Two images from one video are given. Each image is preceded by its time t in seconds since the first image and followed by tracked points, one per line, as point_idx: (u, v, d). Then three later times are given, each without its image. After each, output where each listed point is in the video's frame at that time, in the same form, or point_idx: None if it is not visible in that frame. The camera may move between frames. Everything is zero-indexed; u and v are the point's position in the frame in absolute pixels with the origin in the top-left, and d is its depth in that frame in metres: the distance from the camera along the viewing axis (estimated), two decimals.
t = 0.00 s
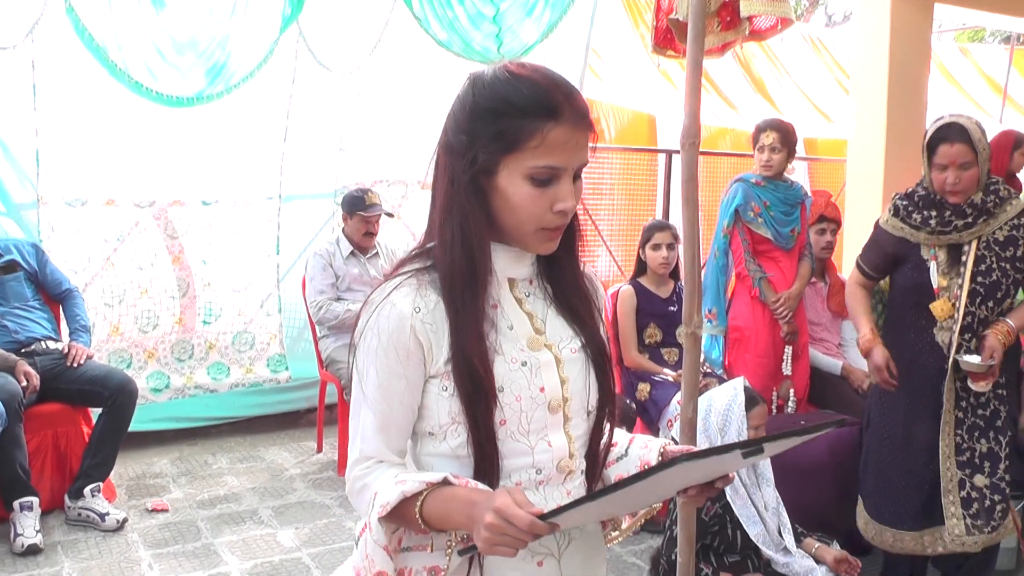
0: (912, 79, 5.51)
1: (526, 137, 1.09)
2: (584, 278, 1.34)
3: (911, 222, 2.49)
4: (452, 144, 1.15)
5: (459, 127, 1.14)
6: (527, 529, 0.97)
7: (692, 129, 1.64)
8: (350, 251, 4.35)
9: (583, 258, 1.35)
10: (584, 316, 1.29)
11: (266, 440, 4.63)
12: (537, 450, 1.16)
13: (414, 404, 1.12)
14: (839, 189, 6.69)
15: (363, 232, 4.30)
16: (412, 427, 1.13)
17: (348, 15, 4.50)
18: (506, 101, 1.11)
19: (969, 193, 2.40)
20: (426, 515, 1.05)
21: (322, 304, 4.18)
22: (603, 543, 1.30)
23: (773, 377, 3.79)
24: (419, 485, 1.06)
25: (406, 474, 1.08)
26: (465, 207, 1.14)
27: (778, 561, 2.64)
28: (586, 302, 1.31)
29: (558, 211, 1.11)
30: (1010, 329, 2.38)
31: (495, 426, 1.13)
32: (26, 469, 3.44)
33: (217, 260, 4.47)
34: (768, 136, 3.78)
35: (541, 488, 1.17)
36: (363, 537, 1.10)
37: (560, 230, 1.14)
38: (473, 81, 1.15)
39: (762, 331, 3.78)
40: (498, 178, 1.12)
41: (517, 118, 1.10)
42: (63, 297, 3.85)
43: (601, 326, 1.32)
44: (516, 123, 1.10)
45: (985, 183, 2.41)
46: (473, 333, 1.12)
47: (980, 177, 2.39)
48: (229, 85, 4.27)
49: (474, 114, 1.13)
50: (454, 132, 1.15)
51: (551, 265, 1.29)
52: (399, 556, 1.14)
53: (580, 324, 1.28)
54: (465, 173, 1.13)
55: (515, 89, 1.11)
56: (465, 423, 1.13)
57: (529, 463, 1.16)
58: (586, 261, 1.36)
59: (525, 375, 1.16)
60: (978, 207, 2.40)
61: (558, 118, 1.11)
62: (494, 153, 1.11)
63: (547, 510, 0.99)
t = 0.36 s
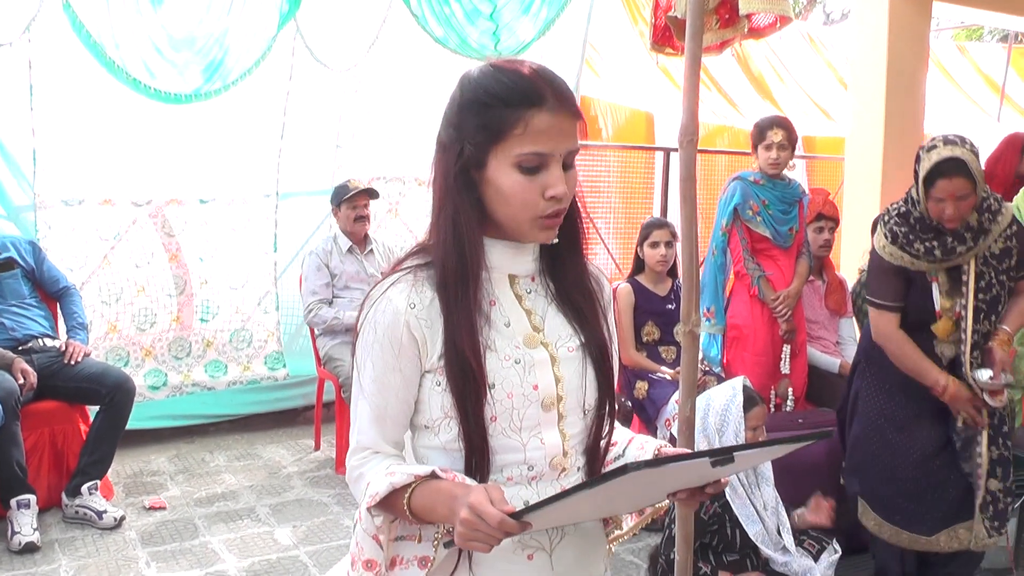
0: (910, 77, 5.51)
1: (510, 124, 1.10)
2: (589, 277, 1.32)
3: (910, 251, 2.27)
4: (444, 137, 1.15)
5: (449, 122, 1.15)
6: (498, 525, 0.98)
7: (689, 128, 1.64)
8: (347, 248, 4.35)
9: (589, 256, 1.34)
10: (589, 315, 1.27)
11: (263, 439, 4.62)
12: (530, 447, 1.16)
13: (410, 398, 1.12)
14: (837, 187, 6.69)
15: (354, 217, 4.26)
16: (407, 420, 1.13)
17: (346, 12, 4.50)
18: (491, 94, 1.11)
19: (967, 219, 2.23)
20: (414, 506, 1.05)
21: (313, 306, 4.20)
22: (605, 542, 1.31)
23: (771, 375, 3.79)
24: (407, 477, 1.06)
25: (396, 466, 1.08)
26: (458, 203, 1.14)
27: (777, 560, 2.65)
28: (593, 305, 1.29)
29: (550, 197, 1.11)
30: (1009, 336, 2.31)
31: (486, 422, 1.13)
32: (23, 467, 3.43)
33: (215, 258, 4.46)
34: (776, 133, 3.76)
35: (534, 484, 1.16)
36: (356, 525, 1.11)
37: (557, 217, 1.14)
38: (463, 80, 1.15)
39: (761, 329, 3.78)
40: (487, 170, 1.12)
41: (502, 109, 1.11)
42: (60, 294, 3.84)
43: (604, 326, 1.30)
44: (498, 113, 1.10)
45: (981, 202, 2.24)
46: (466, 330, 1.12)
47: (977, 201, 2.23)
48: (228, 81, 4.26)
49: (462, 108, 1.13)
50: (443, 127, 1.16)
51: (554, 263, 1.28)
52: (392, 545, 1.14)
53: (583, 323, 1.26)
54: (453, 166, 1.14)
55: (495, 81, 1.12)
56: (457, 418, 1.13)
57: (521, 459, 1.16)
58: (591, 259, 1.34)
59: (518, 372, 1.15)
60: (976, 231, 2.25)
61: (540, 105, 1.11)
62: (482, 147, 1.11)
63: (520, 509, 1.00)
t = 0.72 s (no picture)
0: (909, 78, 5.51)
1: (520, 118, 1.10)
2: (565, 268, 1.31)
3: (926, 353, 1.88)
4: (441, 139, 1.12)
5: (451, 124, 1.12)
6: (502, 524, 0.98)
7: (688, 129, 1.63)
8: (343, 247, 4.34)
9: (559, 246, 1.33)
10: (572, 307, 1.27)
11: (261, 439, 4.61)
12: (522, 444, 1.16)
13: (401, 400, 1.11)
14: (836, 189, 6.70)
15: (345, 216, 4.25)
16: (398, 422, 1.13)
17: (344, 12, 4.50)
18: (495, 91, 1.10)
19: (997, 332, 1.82)
20: (410, 509, 1.05)
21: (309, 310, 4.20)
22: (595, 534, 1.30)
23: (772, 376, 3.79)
24: (403, 481, 1.05)
25: (391, 470, 1.08)
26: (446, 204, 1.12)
27: (775, 563, 2.62)
28: (572, 294, 1.28)
29: (559, 183, 1.12)
30: None
31: (480, 422, 1.12)
32: (20, 467, 3.43)
33: (213, 258, 4.46)
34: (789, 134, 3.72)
35: (527, 482, 1.16)
36: (351, 530, 1.10)
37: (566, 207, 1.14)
38: (445, 86, 1.13)
39: (760, 330, 3.78)
40: (498, 166, 1.11)
41: (502, 104, 1.10)
42: (58, 294, 3.84)
43: (586, 313, 1.30)
44: (502, 110, 1.10)
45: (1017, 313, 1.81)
46: (458, 330, 1.11)
47: (1012, 313, 1.81)
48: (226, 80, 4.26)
49: (460, 113, 1.11)
50: (439, 132, 1.13)
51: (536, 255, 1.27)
52: (387, 548, 1.14)
53: (569, 316, 1.26)
54: (457, 165, 1.12)
55: (495, 79, 1.11)
56: (450, 419, 1.13)
57: (514, 456, 1.16)
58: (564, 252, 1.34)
59: (509, 370, 1.15)
60: (1005, 341, 1.83)
61: (542, 98, 1.12)
62: (490, 143, 1.10)
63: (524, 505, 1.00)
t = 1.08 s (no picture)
0: (909, 75, 5.50)
1: (515, 121, 1.10)
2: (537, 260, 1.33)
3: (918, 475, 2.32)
4: (435, 130, 1.11)
5: (449, 117, 1.10)
6: (520, 518, 0.97)
7: (688, 125, 1.62)
8: (342, 241, 4.34)
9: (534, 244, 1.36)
10: (545, 299, 1.30)
11: (259, 433, 4.61)
12: (512, 438, 1.17)
13: (390, 400, 1.09)
14: (835, 185, 6.70)
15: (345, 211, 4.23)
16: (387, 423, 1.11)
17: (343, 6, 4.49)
18: (495, 88, 1.10)
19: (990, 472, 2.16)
20: (411, 509, 1.04)
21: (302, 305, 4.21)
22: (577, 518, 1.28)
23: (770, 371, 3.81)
24: (402, 481, 1.05)
25: (387, 471, 1.07)
26: (437, 202, 1.11)
27: (773, 560, 2.62)
28: (547, 288, 1.32)
29: (543, 190, 1.12)
30: None
31: (471, 418, 1.13)
32: (17, 461, 3.42)
33: (212, 252, 4.45)
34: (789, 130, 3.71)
35: (516, 475, 1.17)
36: (346, 536, 1.07)
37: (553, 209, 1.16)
38: (444, 76, 1.12)
39: (759, 326, 3.78)
40: (487, 164, 1.11)
41: (502, 103, 1.10)
42: (56, 287, 3.83)
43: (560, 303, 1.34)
44: (502, 110, 1.10)
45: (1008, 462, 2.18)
46: (452, 327, 1.11)
47: (1007, 459, 2.15)
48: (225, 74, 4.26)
49: (459, 106, 1.10)
50: (440, 121, 1.10)
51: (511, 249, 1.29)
52: (382, 552, 1.12)
53: (544, 307, 1.28)
54: (449, 161, 1.11)
55: (496, 77, 1.11)
56: (441, 417, 1.12)
57: (504, 451, 1.16)
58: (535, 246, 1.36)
59: (497, 364, 1.16)
60: (999, 480, 2.22)
61: (540, 101, 1.13)
62: (485, 142, 1.10)
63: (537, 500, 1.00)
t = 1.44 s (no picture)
0: (908, 76, 5.51)
1: (518, 119, 1.11)
2: (522, 265, 1.35)
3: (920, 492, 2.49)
4: (436, 124, 1.10)
5: (451, 112, 1.10)
6: (534, 521, 0.98)
7: (688, 126, 1.62)
8: (339, 241, 4.34)
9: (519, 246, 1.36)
10: (531, 302, 1.30)
11: (257, 436, 4.60)
12: (506, 441, 1.18)
13: (384, 404, 1.08)
14: (834, 187, 6.71)
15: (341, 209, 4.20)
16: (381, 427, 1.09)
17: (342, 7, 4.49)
18: (497, 87, 1.10)
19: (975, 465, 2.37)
20: (411, 514, 1.04)
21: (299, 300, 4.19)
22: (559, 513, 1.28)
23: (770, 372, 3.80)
24: (402, 486, 1.04)
25: (385, 477, 1.06)
26: (435, 203, 1.10)
27: (772, 560, 2.64)
28: (533, 292, 1.32)
29: (541, 191, 1.13)
30: None
31: (467, 421, 1.12)
32: (15, 463, 3.41)
33: (211, 255, 4.45)
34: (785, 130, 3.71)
35: (509, 477, 1.18)
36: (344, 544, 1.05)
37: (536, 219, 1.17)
38: (446, 72, 1.11)
39: (757, 328, 3.78)
40: (487, 162, 1.11)
41: (505, 102, 1.11)
42: (54, 289, 3.82)
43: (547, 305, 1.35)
44: (504, 109, 1.10)
45: (994, 457, 2.40)
46: (450, 330, 1.10)
47: (990, 456, 2.38)
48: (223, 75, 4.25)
49: (463, 103, 1.10)
50: (441, 115, 1.10)
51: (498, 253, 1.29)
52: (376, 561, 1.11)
53: (530, 311, 1.29)
54: (453, 159, 1.10)
55: (503, 77, 1.11)
56: (437, 420, 1.11)
57: (499, 454, 1.17)
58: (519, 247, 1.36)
59: (491, 366, 1.15)
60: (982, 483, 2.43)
61: (541, 102, 1.14)
62: (489, 139, 1.10)
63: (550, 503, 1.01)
